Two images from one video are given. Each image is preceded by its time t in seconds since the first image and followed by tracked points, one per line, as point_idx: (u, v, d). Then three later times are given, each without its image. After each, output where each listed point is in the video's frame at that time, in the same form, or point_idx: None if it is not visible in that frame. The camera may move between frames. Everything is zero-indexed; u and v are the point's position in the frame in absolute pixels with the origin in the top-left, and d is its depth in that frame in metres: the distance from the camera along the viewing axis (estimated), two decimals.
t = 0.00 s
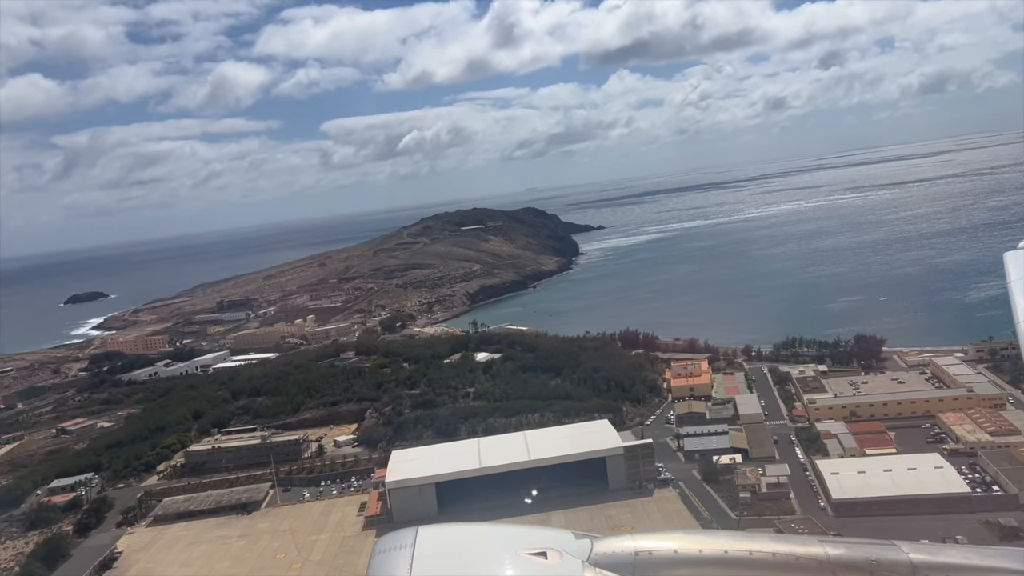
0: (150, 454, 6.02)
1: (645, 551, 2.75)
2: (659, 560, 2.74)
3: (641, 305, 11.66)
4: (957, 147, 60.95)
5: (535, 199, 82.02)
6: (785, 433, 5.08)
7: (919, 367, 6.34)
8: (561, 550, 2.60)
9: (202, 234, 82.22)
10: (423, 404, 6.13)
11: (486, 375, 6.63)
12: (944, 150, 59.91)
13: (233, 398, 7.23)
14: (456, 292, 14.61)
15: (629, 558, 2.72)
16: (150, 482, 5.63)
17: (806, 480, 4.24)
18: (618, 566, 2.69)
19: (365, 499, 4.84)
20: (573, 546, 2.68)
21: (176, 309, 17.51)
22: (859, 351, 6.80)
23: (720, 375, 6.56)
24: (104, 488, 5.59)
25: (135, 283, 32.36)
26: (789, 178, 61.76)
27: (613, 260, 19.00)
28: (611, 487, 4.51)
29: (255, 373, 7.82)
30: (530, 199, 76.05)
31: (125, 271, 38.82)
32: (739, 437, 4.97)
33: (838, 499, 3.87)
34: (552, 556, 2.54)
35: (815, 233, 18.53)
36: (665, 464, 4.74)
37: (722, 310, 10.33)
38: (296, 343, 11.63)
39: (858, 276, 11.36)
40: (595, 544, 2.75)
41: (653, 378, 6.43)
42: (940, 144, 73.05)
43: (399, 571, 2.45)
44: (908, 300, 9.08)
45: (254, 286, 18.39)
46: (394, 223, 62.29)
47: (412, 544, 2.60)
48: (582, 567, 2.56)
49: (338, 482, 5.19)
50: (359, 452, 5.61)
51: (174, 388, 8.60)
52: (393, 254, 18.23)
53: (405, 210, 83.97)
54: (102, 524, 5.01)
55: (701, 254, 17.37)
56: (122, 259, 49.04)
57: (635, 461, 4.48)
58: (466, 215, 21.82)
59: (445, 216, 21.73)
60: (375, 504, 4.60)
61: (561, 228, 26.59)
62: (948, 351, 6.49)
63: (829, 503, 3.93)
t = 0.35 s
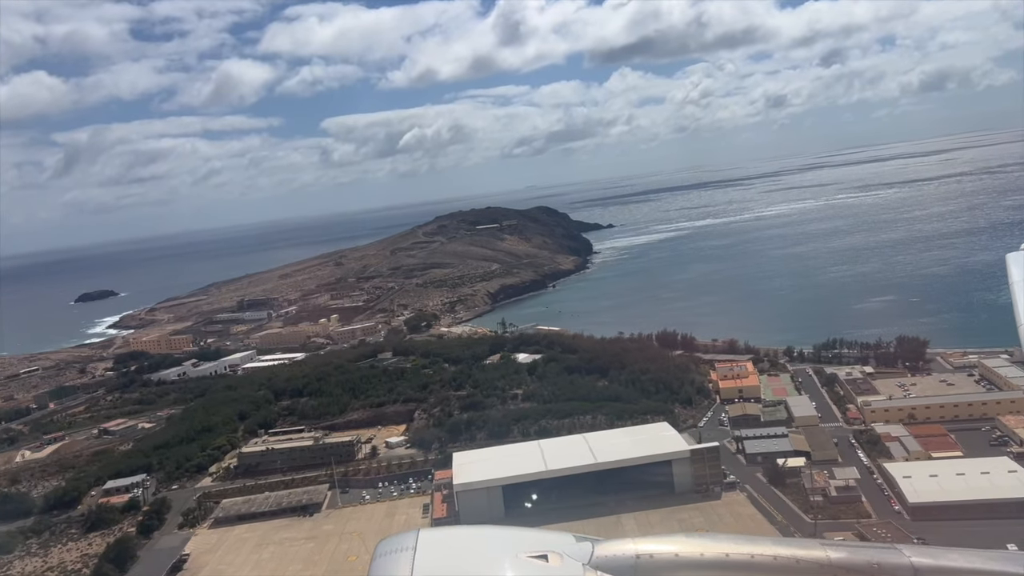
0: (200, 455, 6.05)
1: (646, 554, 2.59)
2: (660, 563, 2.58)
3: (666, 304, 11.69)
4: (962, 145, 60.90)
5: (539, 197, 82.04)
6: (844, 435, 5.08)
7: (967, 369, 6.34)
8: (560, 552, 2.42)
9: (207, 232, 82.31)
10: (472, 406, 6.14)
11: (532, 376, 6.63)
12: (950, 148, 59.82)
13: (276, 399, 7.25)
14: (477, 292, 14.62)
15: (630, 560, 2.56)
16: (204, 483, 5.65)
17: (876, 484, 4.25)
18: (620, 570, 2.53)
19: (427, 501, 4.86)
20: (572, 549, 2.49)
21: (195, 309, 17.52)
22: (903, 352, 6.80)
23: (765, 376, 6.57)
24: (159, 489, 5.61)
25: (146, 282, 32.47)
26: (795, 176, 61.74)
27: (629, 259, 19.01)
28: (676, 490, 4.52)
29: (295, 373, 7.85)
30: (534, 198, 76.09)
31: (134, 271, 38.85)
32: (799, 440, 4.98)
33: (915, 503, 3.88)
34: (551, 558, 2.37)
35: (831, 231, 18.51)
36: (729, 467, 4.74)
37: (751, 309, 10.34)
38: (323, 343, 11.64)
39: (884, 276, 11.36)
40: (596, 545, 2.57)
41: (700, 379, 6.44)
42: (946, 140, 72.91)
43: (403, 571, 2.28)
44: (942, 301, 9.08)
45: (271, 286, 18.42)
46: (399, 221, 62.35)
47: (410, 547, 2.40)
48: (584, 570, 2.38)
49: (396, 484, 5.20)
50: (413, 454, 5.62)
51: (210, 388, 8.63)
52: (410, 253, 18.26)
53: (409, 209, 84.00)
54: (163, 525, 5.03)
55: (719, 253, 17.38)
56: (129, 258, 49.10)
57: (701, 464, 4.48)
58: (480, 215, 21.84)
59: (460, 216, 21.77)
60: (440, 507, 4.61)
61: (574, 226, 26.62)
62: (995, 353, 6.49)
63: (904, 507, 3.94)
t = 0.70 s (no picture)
0: (247, 456, 6.06)
1: (648, 558, 2.53)
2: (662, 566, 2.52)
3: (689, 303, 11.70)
4: (967, 142, 60.83)
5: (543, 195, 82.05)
6: (898, 438, 5.09)
7: (1010, 372, 6.34)
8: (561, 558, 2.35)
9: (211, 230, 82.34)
10: (517, 407, 6.14)
11: (574, 377, 6.63)
12: (956, 146, 59.75)
13: (315, 400, 7.27)
14: (496, 291, 14.63)
15: (631, 563, 2.48)
16: (253, 484, 5.66)
17: (940, 488, 4.26)
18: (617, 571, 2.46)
19: (483, 503, 4.87)
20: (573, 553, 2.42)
21: (212, 308, 17.54)
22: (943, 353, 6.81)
23: (807, 377, 6.57)
24: (208, 490, 5.63)
25: (155, 282, 32.52)
26: (800, 175, 61.72)
27: (644, 258, 19.02)
28: (737, 492, 4.52)
29: (330, 374, 7.87)
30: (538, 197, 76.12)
31: (142, 270, 38.88)
32: (855, 442, 4.98)
33: (985, 507, 3.88)
34: (552, 563, 2.30)
35: (846, 230, 18.50)
36: (788, 470, 4.74)
37: (778, 309, 10.36)
38: (347, 343, 11.65)
39: (907, 276, 11.37)
40: (595, 549, 2.50)
41: (742, 380, 6.45)
42: (950, 136, 72.74)
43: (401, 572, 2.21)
44: (972, 301, 9.08)
45: (288, 285, 18.45)
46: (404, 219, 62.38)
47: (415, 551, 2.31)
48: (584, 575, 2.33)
49: (449, 486, 5.21)
50: (462, 455, 5.63)
51: (243, 389, 8.65)
52: (426, 253, 18.28)
53: (413, 207, 83.99)
54: (219, 526, 5.04)
55: (735, 252, 17.39)
56: (136, 257, 49.17)
57: (762, 467, 4.47)
58: (494, 214, 21.87)
59: (473, 215, 21.81)
60: (499, 510, 4.60)
61: (585, 225, 26.63)
62: None
63: (973, 510, 3.95)
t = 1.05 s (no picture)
0: (298, 458, 6.10)
1: (647, 558, 2.66)
2: (662, 568, 2.65)
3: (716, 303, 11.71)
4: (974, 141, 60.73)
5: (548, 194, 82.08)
6: (957, 442, 5.08)
7: None
8: (560, 557, 2.45)
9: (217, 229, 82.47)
10: (566, 409, 6.15)
11: (620, 380, 6.64)
12: (963, 144, 59.64)
13: (358, 401, 7.29)
14: (518, 291, 14.64)
15: (630, 564, 2.59)
16: (307, 487, 5.68)
17: (1010, 493, 4.27)
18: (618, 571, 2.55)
19: (545, 506, 4.87)
20: (573, 554, 2.51)
21: (231, 308, 17.58)
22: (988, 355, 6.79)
23: (853, 379, 6.56)
24: (262, 493, 5.66)
25: (167, 282, 32.63)
26: (806, 173, 61.67)
27: (662, 257, 19.03)
28: (802, 495, 4.52)
29: (371, 375, 7.89)
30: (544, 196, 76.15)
31: (153, 271, 38.99)
32: (916, 446, 4.97)
33: None
34: (552, 562, 2.40)
35: (864, 230, 18.47)
36: (854, 474, 4.73)
37: (807, 309, 10.36)
38: (374, 344, 11.68)
39: (935, 276, 11.36)
40: (594, 549, 2.60)
41: (790, 381, 6.46)
42: (957, 134, 72.61)
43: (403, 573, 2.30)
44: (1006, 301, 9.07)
45: (306, 285, 18.50)
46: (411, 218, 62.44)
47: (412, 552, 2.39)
48: None
49: (507, 488, 5.23)
50: (516, 457, 5.64)
51: (280, 390, 8.68)
52: (444, 253, 18.30)
53: (419, 206, 84.07)
54: (279, 528, 5.06)
55: (753, 251, 17.40)
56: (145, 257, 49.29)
57: (828, 470, 4.45)
58: (509, 214, 21.90)
59: (489, 215, 21.84)
60: (565, 513, 4.59)
61: (598, 225, 26.64)
62: None
63: None
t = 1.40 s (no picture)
0: (346, 461, 6.11)
1: (642, 553, 2.40)
2: (657, 562, 2.40)
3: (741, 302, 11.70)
4: (981, 140, 60.64)
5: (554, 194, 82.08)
6: (1013, 446, 5.08)
7: None
8: (553, 551, 2.26)
9: (223, 230, 82.64)
10: (612, 411, 6.16)
11: (663, 383, 6.64)
12: (970, 143, 59.53)
13: (398, 404, 7.29)
14: (538, 292, 14.65)
15: (627, 559, 2.37)
16: (357, 490, 5.69)
17: None
18: (616, 569, 2.34)
19: (602, 510, 4.88)
20: (570, 547, 2.33)
21: (249, 308, 17.61)
22: None
23: (896, 381, 6.56)
24: (312, 496, 5.67)
25: (179, 284, 32.70)
26: (813, 173, 61.62)
27: (678, 257, 19.03)
28: (864, 500, 4.52)
29: (408, 377, 7.90)
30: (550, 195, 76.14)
31: (163, 272, 39.06)
32: (972, 451, 4.98)
33: None
34: (546, 557, 2.20)
35: (881, 230, 18.45)
36: (914, 478, 4.73)
37: (836, 309, 10.36)
38: (400, 345, 11.70)
39: (961, 277, 11.35)
40: (591, 544, 2.38)
41: (834, 384, 6.45)
42: (963, 132, 72.51)
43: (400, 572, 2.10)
44: None
45: (323, 286, 18.52)
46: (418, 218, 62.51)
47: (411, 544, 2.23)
48: (581, 570, 2.22)
49: (560, 491, 5.22)
50: (566, 460, 5.64)
51: (314, 392, 8.68)
52: (461, 254, 18.32)
53: (424, 206, 84.12)
54: (335, 531, 5.07)
55: (771, 252, 17.40)
56: (153, 259, 49.36)
57: (890, 475, 4.45)
58: (524, 215, 21.91)
59: (503, 216, 21.87)
60: (625, 517, 4.59)
61: (610, 224, 26.64)
62: None
63: None
